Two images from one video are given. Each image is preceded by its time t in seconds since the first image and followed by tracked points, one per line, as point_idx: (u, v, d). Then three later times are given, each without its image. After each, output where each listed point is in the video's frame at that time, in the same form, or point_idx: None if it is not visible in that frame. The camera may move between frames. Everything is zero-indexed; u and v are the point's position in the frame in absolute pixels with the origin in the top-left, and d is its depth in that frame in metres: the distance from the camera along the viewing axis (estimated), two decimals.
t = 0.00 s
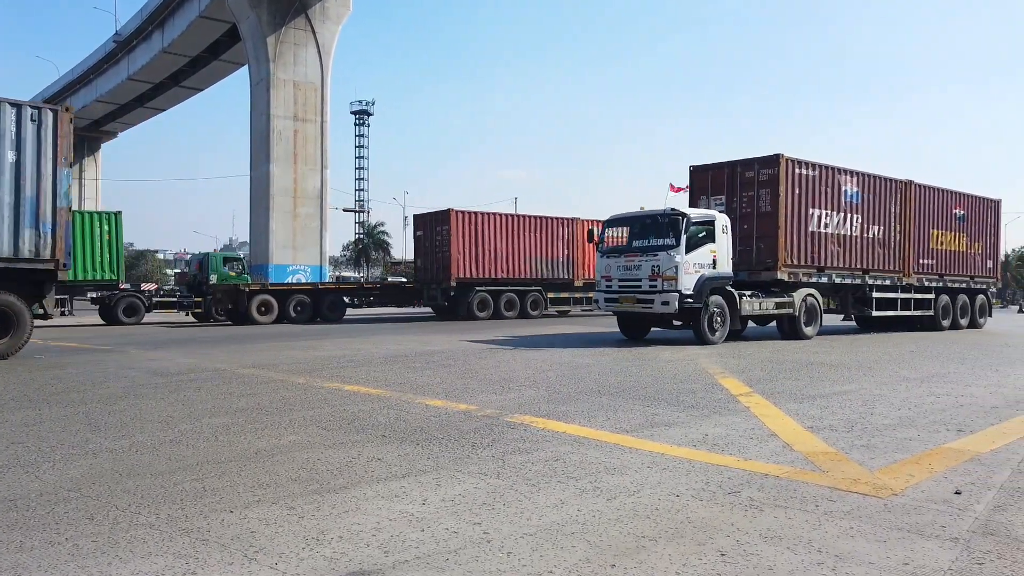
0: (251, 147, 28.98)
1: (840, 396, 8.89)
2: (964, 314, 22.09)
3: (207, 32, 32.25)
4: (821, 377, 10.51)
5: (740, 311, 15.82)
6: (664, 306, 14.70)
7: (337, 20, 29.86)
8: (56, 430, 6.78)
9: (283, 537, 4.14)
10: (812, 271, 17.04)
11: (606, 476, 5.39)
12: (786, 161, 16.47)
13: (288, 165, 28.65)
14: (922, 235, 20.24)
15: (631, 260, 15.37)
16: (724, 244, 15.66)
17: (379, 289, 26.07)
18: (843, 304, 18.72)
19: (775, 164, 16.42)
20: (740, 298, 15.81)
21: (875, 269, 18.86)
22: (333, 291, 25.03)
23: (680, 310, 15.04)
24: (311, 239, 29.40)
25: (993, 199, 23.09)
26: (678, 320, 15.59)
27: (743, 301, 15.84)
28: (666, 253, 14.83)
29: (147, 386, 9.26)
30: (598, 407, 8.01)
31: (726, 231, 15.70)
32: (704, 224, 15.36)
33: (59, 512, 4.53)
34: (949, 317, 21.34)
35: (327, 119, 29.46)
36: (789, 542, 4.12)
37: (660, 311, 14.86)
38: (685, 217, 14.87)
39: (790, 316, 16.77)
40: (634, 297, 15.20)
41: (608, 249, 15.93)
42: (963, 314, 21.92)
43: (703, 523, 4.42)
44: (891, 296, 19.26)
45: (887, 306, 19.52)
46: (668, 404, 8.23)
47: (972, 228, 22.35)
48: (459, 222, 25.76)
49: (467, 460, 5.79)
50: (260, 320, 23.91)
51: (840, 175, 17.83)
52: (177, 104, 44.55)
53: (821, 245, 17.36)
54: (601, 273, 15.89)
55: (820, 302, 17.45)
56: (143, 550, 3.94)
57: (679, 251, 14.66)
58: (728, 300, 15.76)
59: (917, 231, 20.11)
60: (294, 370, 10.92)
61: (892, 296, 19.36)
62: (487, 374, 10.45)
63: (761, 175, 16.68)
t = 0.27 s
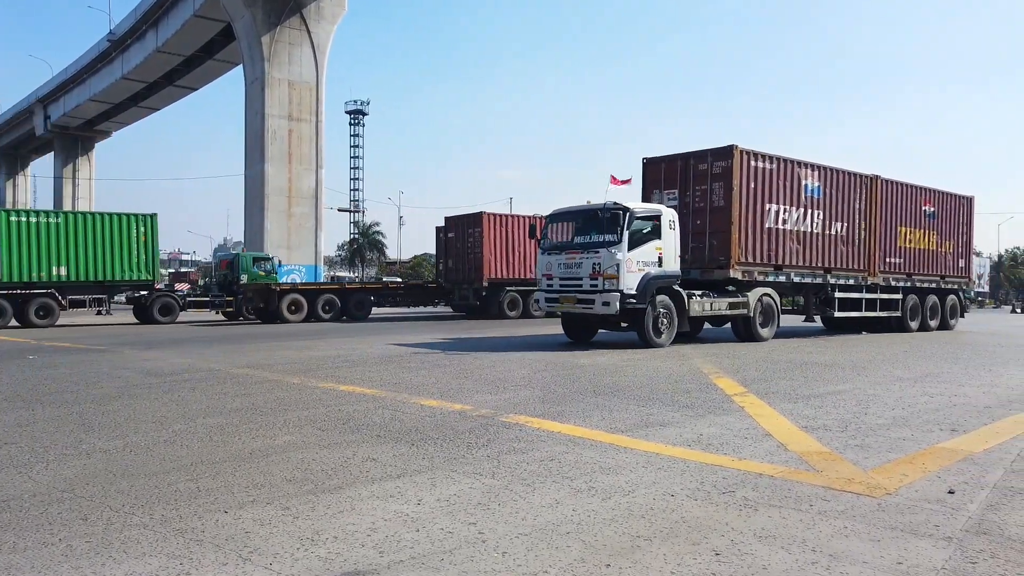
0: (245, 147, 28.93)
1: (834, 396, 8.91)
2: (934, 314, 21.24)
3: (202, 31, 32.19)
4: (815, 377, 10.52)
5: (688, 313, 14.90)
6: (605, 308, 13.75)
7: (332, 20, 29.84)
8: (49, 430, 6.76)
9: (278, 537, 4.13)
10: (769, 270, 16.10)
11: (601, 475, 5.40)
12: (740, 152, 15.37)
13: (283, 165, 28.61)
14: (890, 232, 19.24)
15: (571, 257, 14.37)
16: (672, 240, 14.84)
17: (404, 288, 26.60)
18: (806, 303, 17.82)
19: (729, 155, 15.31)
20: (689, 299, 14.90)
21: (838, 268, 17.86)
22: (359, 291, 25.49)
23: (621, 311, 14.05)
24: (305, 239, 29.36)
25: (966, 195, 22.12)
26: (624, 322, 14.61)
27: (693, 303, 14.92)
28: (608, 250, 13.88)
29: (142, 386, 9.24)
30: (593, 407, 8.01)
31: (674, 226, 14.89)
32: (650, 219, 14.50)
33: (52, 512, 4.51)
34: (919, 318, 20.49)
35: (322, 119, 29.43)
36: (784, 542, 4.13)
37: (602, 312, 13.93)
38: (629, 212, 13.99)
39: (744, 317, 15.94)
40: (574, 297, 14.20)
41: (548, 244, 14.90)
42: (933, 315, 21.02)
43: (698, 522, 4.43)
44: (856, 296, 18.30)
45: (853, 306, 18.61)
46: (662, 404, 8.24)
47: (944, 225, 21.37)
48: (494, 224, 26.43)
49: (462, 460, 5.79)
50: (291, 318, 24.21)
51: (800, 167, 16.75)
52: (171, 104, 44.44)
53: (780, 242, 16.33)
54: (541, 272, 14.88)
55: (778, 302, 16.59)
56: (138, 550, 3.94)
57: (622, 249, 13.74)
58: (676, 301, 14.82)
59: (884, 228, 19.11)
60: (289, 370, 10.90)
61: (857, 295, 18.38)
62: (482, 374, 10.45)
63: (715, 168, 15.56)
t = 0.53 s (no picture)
0: (240, 147, 28.87)
1: (829, 396, 8.93)
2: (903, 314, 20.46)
3: (197, 30, 32.11)
4: (810, 377, 10.55)
5: (631, 314, 14.17)
6: (536, 309, 12.82)
7: (327, 19, 29.80)
8: (42, 431, 6.73)
9: (273, 538, 4.13)
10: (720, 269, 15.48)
11: (596, 475, 5.40)
12: (688, 143, 14.83)
13: (277, 165, 28.56)
14: (854, 230, 18.65)
15: (503, 254, 13.45)
16: (612, 237, 14.01)
17: (426, 288, 27.05)
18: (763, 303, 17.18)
19: (677, 147, 14.76)
20: (632, 299, 14.19)
21: (796, 266, 17.29)
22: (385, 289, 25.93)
23: (555, 313, 13.16)
24: (300, 239, 29.31)
25: (939, 191, 21.43)
26: (562, 325, 13.79)
27: (636, 303, 14.21)
28: (540, 246, 12.98)
29: (136, 386, 9.22)
30: (589, 407, 8.02)
31: (614, 222, 14.10)
32: (589, 214, 13.69)
33: (46, 513, 4.50)
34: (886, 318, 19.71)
35: (316, 119, 29.39)
36: (778, 541, 4.14)
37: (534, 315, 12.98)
38: (561, 205, 13.10)
39: (695, 318, 15.32)
40: (507, 298, 13.26)
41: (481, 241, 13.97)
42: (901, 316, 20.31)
43: (692, 522, 4.44)
44: (816, 296, 17.66)
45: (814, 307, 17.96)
46: (657, 404, 8.25)
47: (915, 223, 20.71)
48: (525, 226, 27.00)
49: (457, 460, 5.78)
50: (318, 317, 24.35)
51: (754, 160, 16.20)
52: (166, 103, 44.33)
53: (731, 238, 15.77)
54: (474, 271, 13.99)
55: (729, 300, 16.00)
56: (132, 551, 3.92)
57: (554, 245, 12.84)
58: (618, 301, 14.07)
59: (848, 225, 18.52)
60: (284, 370, 10.88)
61: (818, 295, 17.78)
62: (477, 374, 10.44)
63: (663, 159, 15.02)
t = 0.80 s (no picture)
0: (234, 146, 28.81)
1: (824, 395, 8.95)
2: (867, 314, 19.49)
3: (191, 29, 32.04)
4: (804, 377, 10.56)
5: (564, 315, 13.18)
6: (456, 310, 12.03)
7: (322, 19, 29.75)
8: (35, 431, 6.70)
9: (267, 538, 4.12)
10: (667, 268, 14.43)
11: (591, 475, 5.41)
12: (630, 132, 13.79)
13: (272, 165, 28.51)
14: (814, 226, 17.72)
15: (423, 249, 12.60)
16: (543, 231, 13.18)
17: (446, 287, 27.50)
18: (717, 305, 16.15)
19: (618, 135, 13.70)
20: (565, 300, 13.14)
21: (752, 263, 16.30)
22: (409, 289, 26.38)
23: (477, 313, 12.29)
24: (295, 238, 29.27)
25: (904, 186, 20.49)
26: (488, 326, 12.87)
27: (569, 304, 13.16)
28: (460, 241, 12.14)
29: (130, 386, 9.20)
30: (584, 407, 8.01)
31: (547, 216, 13.24)
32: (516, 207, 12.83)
33: (39, 514, 4.48)
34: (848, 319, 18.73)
35: (311, 118, 29.34)
36: (773, 540, 4.14)
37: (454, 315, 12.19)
38: (485, 197, 12.26)
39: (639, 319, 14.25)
40: (426, 298, 12.44)
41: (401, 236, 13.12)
42: (865, 317, 19.33)
43: (687, 522, 4.44)
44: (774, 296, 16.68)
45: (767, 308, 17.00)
46: (653, 404, 8.24)
47: (881, 219, 19.76)
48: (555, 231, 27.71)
49: (452, 460, 5.78)
50: (347, 316, 24.76)
51: (704, 150, 15.18)
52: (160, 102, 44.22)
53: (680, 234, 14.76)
54: (394, 267, 13.12)
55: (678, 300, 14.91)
56: (125, 551, 3.91)
57: (477, 241, 12.03)
58: (549, 300, 13.11)
59: (808, 221, 17.57)
60: (280, 370, 10.85)
61: (776, 295, 16.78)
62: (472, 375, 10.42)
63: (604, 149, 13.95)
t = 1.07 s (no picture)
0: (229, 146, 28.74)
1: (817, 395, 8.98)
2: (830, 315, 18.39)
3: (186, 28, 31.95)
4: (798, 377, 10.59)
5: (486, 318, 12.05)
6: (359, 310, 10.93)
7: (318, 18, 29.69)
8: (29, 431, 6.67)
9: (261, 538, 4.11)
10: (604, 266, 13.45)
11: (586, 475, 5.41)
12: (563, 119, 12.79)
13: (267, 164, 28.46)
14: (773, 223, 16.74)
15: (328, 245, 11.55)
16: (463, 225, 12.08)
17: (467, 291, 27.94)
18: (666, 306, 15.25)
19: (549, 123, 12.67)
20: (487, 302, 12.02)
21: (701, 262, 15.32)
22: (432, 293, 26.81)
23: (383, 315, 11.19)
24: (289, 238, 29.21)
25: (874, 181, 19.39)
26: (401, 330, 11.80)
27: (491, 306, 12.05)
28: (365, 236, 11.09)
29: (124, 386, 9.17)
30: (580, 407, 8.01)
31: (464, 208, 12.10)
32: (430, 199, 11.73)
33: (32, 514, 4.46)
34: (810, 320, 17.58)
35: (306, 118, 29.29)
36: (767, 540, 4.15)
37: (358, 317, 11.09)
38: (395, 187, 11.22)
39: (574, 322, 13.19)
40: (329, 298, 11.38)
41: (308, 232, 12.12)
42: (829, 318, 18.22)
43: (682, 521, 4.45)
44: (726, 296, 15.70)
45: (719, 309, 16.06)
46: (647, 404, 8.25)
47: (846, 216, 18.71)
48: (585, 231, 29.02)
49: (447, 460, 5.78)
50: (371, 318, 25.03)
51: (648, 140, 14.18)
52: (154, 102, 44.09)
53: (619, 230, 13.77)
54: (301, 265, 12.06)
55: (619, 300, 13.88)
56: (119, 552, 3.90)
57: (381, 235, 10.97)
58: (472, 305, 11.99)
59: (764, 218, 16.58)
60: (275, 370, 10.83)
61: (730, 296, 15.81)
62: (468, 375, 10.41)
63: (535, 138, 12.94)
